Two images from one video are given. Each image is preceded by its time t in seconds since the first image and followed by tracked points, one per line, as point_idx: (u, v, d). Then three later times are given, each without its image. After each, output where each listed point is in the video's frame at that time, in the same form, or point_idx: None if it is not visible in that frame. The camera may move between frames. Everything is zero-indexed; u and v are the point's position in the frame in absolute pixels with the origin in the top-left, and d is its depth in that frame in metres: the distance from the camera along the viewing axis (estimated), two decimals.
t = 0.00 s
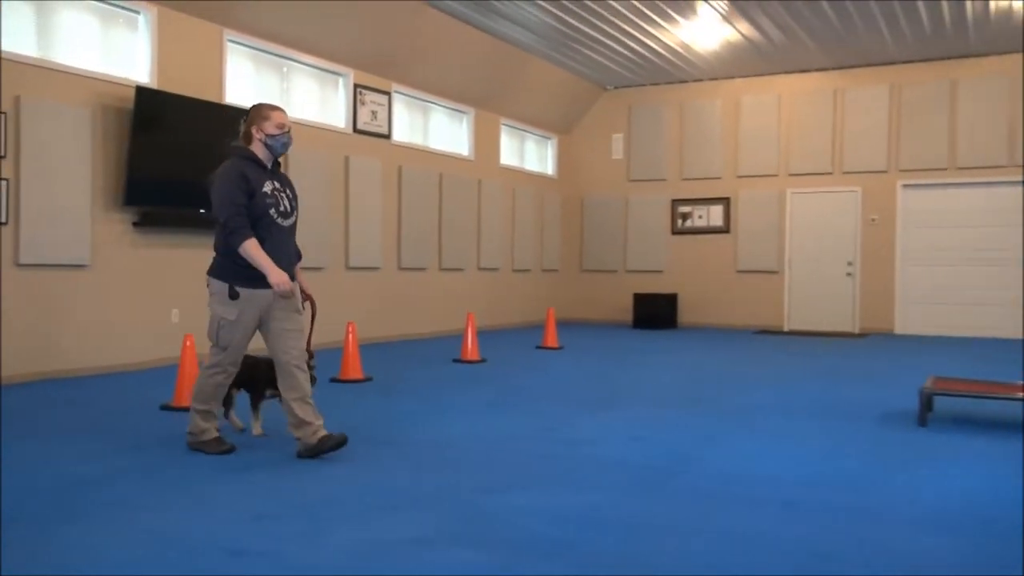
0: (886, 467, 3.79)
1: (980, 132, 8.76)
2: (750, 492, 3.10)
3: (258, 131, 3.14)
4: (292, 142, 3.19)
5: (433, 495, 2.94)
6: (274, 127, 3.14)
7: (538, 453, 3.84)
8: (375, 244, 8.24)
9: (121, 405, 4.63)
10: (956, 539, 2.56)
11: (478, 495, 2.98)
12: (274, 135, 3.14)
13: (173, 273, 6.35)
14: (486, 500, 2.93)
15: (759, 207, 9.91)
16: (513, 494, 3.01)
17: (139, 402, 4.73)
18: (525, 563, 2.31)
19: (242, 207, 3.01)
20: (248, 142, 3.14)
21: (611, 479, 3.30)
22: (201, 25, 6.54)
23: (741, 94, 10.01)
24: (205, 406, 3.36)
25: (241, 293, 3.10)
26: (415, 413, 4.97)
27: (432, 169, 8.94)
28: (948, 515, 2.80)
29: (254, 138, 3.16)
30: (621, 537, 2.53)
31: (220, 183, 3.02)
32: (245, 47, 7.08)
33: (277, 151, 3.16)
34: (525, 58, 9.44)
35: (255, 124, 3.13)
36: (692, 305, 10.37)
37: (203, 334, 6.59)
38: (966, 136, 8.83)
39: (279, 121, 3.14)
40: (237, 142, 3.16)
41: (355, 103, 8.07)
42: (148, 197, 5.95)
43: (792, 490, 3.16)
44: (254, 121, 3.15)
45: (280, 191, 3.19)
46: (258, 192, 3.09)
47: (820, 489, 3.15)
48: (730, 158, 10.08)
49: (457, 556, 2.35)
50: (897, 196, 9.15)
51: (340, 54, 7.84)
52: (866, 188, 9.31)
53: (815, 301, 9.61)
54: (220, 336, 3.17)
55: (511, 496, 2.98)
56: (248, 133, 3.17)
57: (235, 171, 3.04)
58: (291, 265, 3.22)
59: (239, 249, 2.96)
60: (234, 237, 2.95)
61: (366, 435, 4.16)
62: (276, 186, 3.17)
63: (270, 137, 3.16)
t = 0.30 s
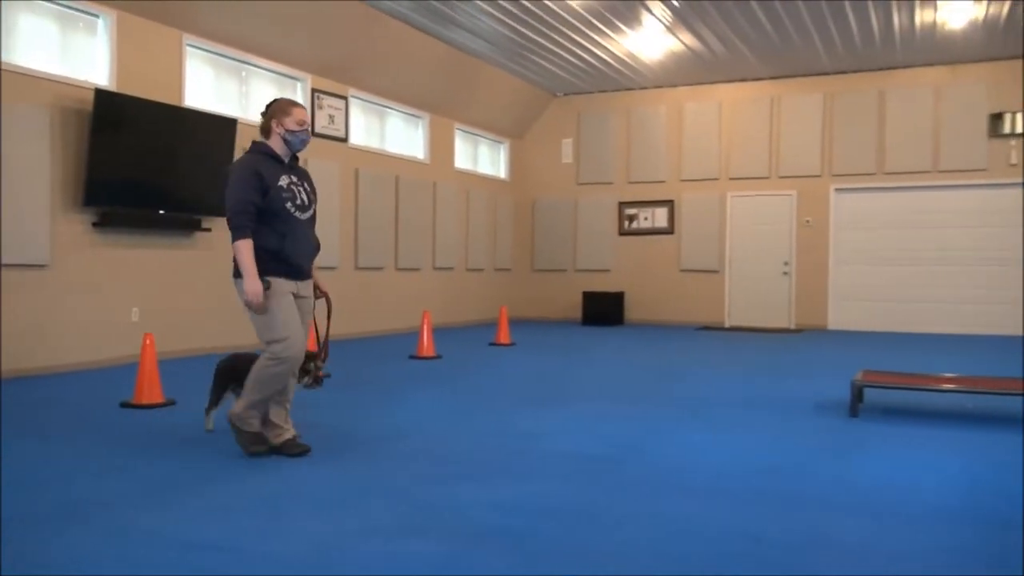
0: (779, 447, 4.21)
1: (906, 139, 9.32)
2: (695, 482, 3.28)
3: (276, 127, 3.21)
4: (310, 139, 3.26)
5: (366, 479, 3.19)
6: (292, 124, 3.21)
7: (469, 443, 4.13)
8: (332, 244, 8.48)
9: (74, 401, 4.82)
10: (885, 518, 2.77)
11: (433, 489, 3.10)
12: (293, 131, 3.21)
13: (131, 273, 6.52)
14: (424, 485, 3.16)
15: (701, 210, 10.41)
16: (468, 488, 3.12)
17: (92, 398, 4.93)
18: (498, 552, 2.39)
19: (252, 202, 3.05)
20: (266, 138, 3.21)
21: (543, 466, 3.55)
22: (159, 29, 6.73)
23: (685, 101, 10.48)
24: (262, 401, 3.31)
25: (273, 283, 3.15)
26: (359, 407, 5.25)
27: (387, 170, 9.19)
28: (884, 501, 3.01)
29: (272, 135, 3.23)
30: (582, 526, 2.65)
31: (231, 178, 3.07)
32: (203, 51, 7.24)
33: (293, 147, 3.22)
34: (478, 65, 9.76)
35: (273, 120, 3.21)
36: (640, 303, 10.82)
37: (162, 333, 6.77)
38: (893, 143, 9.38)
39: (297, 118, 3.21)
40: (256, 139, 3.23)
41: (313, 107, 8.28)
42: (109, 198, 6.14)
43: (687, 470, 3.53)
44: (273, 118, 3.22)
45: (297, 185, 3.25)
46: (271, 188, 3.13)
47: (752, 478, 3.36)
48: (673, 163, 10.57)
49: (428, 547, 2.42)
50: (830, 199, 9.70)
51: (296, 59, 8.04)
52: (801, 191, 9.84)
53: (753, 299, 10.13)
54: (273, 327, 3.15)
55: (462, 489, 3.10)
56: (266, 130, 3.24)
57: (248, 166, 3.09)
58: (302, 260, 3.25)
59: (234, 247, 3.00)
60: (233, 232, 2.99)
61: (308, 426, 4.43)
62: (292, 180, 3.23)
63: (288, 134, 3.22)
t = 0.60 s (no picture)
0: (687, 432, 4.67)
1: (834, 145, 9.94)
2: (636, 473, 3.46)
3: (291, 134, 3.17)
4: (324, 150, 3.23)
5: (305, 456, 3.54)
6: (308, 132, 3.17)
7: (412, 434, 4.40)
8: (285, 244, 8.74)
9: (28, 398, 5.02)
10: (814, 505, 2.96)
11: (381, 480, 3.23)
12: (309, 142, 3.17)
13: (86, 272, 6.67)
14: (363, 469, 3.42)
15: (644, 212, 10.88)
16: (415, 479, 3.27)
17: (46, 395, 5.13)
18: (450, 543, 2.52)
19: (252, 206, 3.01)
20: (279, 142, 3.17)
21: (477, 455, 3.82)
22: (112, 32, 6.86)
23: (627, 108, 11.01)
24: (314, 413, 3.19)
25: (287, 286, 3.11)
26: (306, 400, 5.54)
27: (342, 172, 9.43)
28: (816, 488, 3.20)
29: (285, 141, 3.20)
30: (532, 518, 2.78)
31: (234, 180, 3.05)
32: (157, 54, 7.41)
33: (305, 157, 3.18)
34: (428, 70, 10.08)
35: (287, 126, 3.17)
36: (586, 301, 11.28)
37: (116, 332, 6.93)
38: (822, 149, 10.00)
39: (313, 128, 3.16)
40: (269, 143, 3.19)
41: (266, 110, 8.54)
42: (63, 197, 6.26)
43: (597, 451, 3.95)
44: (288, 123, 3.17)
45: (305, 191, 3.19)
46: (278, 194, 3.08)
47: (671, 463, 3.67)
48: (617, 167, 11.05)
49: (382, 541, 2.54)
50: (764, 202, 10.28)
51: (250, 62, 8.24)
52: (737, 194, 10.39)
53: (692, 298, 10.64)
54: (293, 332, 3.11)
55: (409, 479, 3.26)
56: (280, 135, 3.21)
57: (252, 169, 3.05)
58: (307, 267, 3.18)
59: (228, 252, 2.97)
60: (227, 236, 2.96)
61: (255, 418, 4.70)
62: (301, 187, 3.17)
63: (301, 140, 3.18)
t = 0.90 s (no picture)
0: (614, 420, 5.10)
1: (770, 151, 10.58)
2: (584, 466, 3.62)
3: (318, 136, 3.29)
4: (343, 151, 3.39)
5: (254, 443, 3.82)
6: (335, 137, 3.31)
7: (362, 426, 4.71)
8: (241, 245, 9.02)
9: None
10: (747, 492, 3.17)
11: (341, 479, 3.28)
12: (335, 142, 3.32)
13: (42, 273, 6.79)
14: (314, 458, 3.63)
15: (591, 213, 11.43)
16: (374, 475, 3.36)
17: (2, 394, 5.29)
18: (405, 536, 2.62)
19: (286, 199, 3.11)
20: (303, 141, 3.27)
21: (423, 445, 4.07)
22: (67, 33, 6.99)
23: (575, 115, 11.52)
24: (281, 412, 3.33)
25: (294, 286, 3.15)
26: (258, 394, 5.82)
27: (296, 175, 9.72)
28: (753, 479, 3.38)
29: (308, 139, 3.31)
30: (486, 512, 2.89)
31: (264, 171, 3.10)
32: (114, 56, 7.54)
33: (325, 161, 3.32)
34: (383, 75, 10.40)
35: (315, 127, 3.28)
36: (537, 299, 11.78)
37: (72, 331, 7.06)
38: (758, 155, 10.64)
39: (340, 134, 3.32)
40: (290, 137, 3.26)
41: (223, 113, 8.75)
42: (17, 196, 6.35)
43: (528, 441, 4.30)
44: (315, 122, 3.28)
45: (323, 185, 3.33)
46: (302, 188, 3.20)
47: (601, 450, 4.01)
48: (565, 171, 11.57)
49: (340, 537, 2.60)
50: (704, 205, 10.89)
51: (205, 66, 8.40)
52: (679, 198, 10.99)
53: (637, 296, 11.21)
54: (281, 335, 3.18)
55: (369, 476, 3.33)
56: (302, 131, 3.30)
57: (284, 163, 3.13)
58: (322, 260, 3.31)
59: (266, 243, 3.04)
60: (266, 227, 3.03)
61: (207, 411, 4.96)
62: (320, 181, 3.31)
63: (324, 143, 3.32)
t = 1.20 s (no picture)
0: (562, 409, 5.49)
1: (718, 156, 11.29)
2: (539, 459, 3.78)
3: (345, 146, 3.40)
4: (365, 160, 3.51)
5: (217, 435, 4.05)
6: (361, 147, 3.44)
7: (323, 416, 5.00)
8: (204, 245, 9.20)
9: None
10: (698, 484, 3.33)
11: (299, 470, 3.42)
12: (359, 151, 3.43)
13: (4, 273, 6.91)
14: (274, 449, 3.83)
15: (546, 215, 11.96)
16: (334, 464, 3.51)
17: None
18: (365, 525, 2.73)
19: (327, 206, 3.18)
20: (332, 151, 3.38)
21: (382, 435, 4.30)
22: (31, 36, 7.06)
23: (532, 120, 12.07)
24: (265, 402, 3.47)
25: (315, 295, 3.24)
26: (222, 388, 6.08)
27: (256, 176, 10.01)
28: (698, 470, 3.59)
29: (335, 149, 3.41)
30: (445, 501, 3.01)
31: (305, 179, 3.17)
32: (78, 59, 7.67)
33: (352, 171, 3.43)
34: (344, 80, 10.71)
35: (341, 137, 3.39)
36: (495, 297, 12.26)
37: (34, 330, 7.18)
38: (705, 160, 11.34)
39: (365, 144, 3.45)
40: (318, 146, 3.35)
41: (186, 115, 8.94)
42: None
43: (479, 434, 4.60)
44: (341, 132, 3.40)
45: (347, 193, 3.43)
46: (334, 196, 3.30)
47: (547, 442, 4.30)
48: (522, 174, 12.09)
49: (297, 526, 2.71)
50: (654, 208, 11.58)
51: (165, 68, 8.53)
52: (630, 201, 11.65)
53: (591, 293, 11.82)
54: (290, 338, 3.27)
55: (327, 465, 3.50)
56: (328, 142, 3.41)
57: (320, 171, 3.21)
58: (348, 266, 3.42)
59: (317, 248, 3.09)
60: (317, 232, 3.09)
61: (173, 405, 5.21)
62: (345, 189, 3.41)
63: (350, 154, 3.43)
